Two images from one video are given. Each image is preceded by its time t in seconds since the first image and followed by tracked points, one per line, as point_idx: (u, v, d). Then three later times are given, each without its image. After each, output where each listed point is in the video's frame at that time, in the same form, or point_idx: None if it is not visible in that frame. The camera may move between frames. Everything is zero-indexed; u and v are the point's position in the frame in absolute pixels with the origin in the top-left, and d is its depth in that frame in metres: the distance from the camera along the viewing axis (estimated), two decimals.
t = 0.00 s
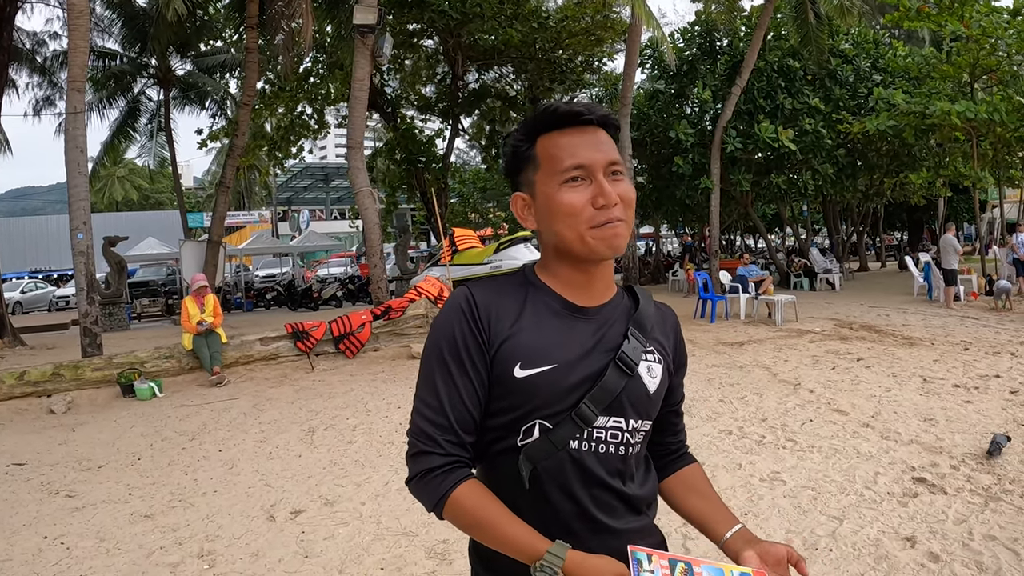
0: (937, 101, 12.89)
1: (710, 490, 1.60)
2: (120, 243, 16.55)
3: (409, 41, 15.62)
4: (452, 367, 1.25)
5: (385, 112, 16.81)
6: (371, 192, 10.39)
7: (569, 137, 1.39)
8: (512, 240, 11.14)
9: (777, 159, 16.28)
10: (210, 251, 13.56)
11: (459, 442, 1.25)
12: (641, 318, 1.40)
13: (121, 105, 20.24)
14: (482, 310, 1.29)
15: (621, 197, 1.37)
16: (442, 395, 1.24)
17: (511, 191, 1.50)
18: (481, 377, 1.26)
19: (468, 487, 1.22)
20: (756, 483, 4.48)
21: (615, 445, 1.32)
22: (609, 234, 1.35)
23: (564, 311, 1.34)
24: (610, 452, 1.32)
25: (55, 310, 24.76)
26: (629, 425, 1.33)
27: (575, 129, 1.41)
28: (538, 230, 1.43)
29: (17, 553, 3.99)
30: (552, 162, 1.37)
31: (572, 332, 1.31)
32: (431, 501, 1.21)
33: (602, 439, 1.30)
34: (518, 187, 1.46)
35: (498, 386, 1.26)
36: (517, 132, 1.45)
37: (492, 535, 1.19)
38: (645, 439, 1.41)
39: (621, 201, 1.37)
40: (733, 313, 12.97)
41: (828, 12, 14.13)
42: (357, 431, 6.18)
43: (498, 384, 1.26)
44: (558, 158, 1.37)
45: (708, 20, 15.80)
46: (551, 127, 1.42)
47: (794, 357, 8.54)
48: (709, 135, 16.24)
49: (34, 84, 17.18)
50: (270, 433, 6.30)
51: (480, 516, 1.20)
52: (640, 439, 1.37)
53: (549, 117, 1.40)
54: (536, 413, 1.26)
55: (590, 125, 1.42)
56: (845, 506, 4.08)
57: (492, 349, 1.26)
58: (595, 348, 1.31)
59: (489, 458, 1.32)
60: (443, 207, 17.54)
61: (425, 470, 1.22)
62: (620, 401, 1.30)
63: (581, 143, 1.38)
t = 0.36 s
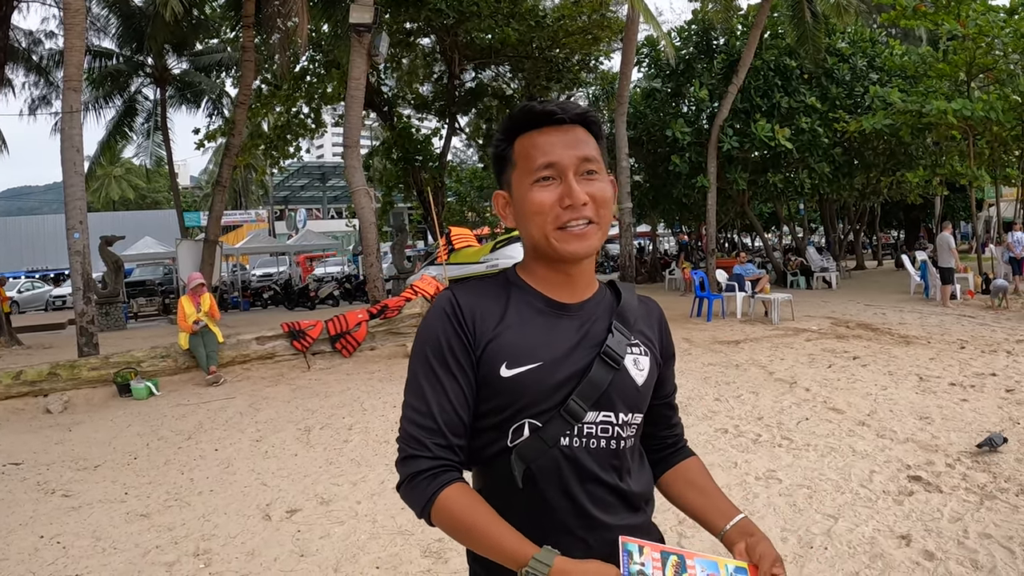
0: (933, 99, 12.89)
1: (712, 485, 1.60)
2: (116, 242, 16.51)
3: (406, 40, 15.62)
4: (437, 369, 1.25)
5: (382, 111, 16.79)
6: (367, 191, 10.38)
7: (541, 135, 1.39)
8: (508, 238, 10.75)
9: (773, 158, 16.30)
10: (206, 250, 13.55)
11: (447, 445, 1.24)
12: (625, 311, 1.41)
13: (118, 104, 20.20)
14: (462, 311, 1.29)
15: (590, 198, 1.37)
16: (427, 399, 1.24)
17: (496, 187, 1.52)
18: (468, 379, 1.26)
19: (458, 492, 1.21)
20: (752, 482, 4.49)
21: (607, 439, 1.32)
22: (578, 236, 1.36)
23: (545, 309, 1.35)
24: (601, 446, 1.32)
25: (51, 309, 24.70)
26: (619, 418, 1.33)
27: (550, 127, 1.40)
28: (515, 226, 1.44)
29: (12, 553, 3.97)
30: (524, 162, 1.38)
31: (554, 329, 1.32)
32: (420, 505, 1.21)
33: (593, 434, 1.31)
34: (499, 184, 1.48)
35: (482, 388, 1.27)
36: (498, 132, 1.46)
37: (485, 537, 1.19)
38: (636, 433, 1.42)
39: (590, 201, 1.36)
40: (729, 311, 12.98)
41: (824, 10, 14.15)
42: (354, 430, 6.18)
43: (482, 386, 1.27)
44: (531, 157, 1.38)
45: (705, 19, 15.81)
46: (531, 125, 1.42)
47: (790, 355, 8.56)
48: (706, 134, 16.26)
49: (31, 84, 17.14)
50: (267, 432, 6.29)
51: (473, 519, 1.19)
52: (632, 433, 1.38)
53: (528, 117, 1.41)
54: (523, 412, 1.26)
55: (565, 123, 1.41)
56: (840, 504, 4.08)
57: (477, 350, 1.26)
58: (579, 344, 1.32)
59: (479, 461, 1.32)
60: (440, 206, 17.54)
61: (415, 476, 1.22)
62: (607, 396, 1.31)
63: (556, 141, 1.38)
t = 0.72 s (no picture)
0: (929, 98, 12.92)
1: (710, 483, 1.58)
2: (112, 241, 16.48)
3: (402, 39, 15.62)
4: (420, 372, 1.26)
5: (378, 110, 16.78)
6: (363, 190, 10.37)
7: (576, 135, 1.40)
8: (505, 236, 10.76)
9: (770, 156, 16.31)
10: (202, 249, 13.53)
11: (437, 445, 1.25)
12: (609, 305, 1.41)
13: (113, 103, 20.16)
14: (442, 312, 1.30)
15: (605, 212, 1.38)
16: (414, 403, 1.25)
17: (505, 167, 1.50)
18: (452, 381, 1.27)
19: (450, 491, 1.22)
20: (747, 480, 4.50)
21: (595, 434, 1.32)
22: (581, 242, 1.36)
23: (529, 307, 1.35)
24: (590, 441, 1.32)
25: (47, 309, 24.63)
26: (607, 413, 1.33)
27: (586, 131, 1.42)
28: (519, 215, 1.43)
29: (7, 552, 3.96)
30: (551, 154, 1.38)
31: (537, 327, 1.32)
32: (412, 505, 1.22)
33: (580, 430, 1.30)
34: (512, 165, 1.45)
35: (466, 386, 1.27)
36: (530, 113, 1.43)
37: (474, 536, 1.19)
38: (629, 427, 1.41)
39: (604, 216, 1.37)
40: (726, 310, 12.97)
41: (820, 10, 14.16)
42: (349, 429, 6.18)
43: (467, 387, 1.27)
44: (559, 152, 1.38)
45: (701, 18, 15.82)
46: (565, 122, 1.41)
47: (785, 354, 8.57)
48: (702, 133, 16.28)
49: (26, 83, 17.09)
50: (262, 431, 6.29)
51: (464, 518, 1.19)
52: (623, 428, 1.37)
53: (566, 113, 1.40)
54: (506, 408, 1.26)
55: (601, 133, 1.42)
56: (835, 503, 4.09)
57: (459, 352, 1.27)
58: (561, 340, 1.33)
59: (471, 461, 1.32)
60: (436, 205, 17.53)
61: (405, 480, 1.23)
62: (593, 389, 1.31)
63: (586, 146, 1.39)
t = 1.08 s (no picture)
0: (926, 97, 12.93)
1: (715, 485, 1.59)
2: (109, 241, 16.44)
3: (399, 39, 15.62)
4: (430, 368, 1.26)
5: (374, 109, 16.74)
6: (360, 190, 10.36)
7: (556, 126, 1.41)
8: (503, 237, 10.76)
9: (767, 156, 16.31)
10: (199, 248, 13.51)
11: (442, 441, 1.25)
12: (620, 307, 1.41)
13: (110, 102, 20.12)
14: (449, 310, 1.30)
15: (602, 190, 1.38)
16: (421, 400, 1.25)
17: (498, 178, 1.51)
18: (461, 378, 1.26)
19: (451, 488, 1.22)
20: (745, 479, 4.50)
21: (601, 437, 1.32)
22: (587, 224, 1.36)
23: (537, 305, 1.35)
24: (596, 444, 1.32)
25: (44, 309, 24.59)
26: (614, 416, 1.33)
27: (565, 120, 1.43)
28: (518, 218, 1.44)
29: (5, 552, 3.96)
30: (537, 149, 1.39)
31: (546, 326, 1.32)
32: (416, 502, 1.22)
33: (587, 432, 1.31)
34: (503, 174, 1.47)
35: (475, 385, 1.27)
36: (506, 123, 1.46)
37: (479, 535, 1.19)
38: (634, 431, 1.41)
39: (602, 193, 1.37)
40: (723, 309, 12.98)
41: (817, 9, 14.17)
42: (348, 429, 6.18)
43: (475, 383, 1.27)
44: (544, 145, 1.39)
45: (698, 17, 15.81)
46: (543, 118, 1.44)
47: (783, 353, 8.58)
48: (699, 132, 16.30)
49: (23, 82, 17.05)
50: (260, 431, 6.28)
51: (469, 516, 1.19)
52: (629, 431, 1.37)
53: (541, 109, 1.43)
54: (515, 408, 1.26)
55: (579, 118, 1.44)
56: (833, 501, 4.10)
57: (468, 349, 1.27)
58: (572, 341, 1.32)
59: (477, 457, 1.33)
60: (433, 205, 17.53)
61: (409, 474, 1.23)
62: (600, 391, 1.30)
63: (568, 133, 1.40)
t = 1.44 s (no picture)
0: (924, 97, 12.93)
1: (701, 497, 1.58)
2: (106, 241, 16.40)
3: (397, 38, 15.60)
4: (428, 372, 1.26)
5: (372, 109, 16.72)
6: (358, 190, 10.36)
7: (572, 126, 1.43)
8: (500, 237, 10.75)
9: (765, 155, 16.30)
10: (196, 248, 13.49)
11: (438, 446, 1.26)
12: (621, 313, 1.40)
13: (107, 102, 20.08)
14: (452, 312, 1.30)
15: (614, 193, 1.40)
16: (419, 404, 1.26)
17: (503, 172, 1.50)
18: (459, 382, 1.26)
19: (445, 493, 1.23)
20: (743, 478, 4.50)
21: (597, 444, 1.32)
22: (598, 224, 1.37)
23: (541, 309, 1.35)
24: (592, 451, 1.32)
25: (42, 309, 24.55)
26: (611, 424, 1.33)
27: (584, 122, 1.46)
28: (525, 213, 1.43)
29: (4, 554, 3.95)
30: (554, 144, 1.40)
31: (548, 332, 1.32)
32: (410, 505, 1.23)
33: (584, 439, 1.31)
34: (512, 167, 1.46)
35: (475, 390, 1.27)
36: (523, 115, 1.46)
37: (470, 542, 1.20)
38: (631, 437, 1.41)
39: (614, 196, 1.40)
40: (721, 309, 12.97)
41: (814, 8, 14.17)
42: (346, 429, 6.17)
43: (474, 388, 1.27)
44: (561, 142, 1.40)
45: (697, 17, 15.78)
46: (558, 117, 1.45)
47: (781, 353, 8.58)
48: (697, 132, 16.30)
49: (20, 82, 16.99)
50: (258, 431, 6.28)
51: (461, 521, 1.21)
52: (626, 437, 1.37)
53: (558, 109, 1.45)
54: (514, 414, 1.26)
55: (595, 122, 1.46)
56: (831, 501, 4.10)
57: (468, 354, 1.27)
58: (572, 347, 1.32)
59: (472, 461, 1.33)
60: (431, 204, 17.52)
61: (405, 477, 1.24)
62: (599, 399, 1.30)
63: (585, 134, 1.42)
